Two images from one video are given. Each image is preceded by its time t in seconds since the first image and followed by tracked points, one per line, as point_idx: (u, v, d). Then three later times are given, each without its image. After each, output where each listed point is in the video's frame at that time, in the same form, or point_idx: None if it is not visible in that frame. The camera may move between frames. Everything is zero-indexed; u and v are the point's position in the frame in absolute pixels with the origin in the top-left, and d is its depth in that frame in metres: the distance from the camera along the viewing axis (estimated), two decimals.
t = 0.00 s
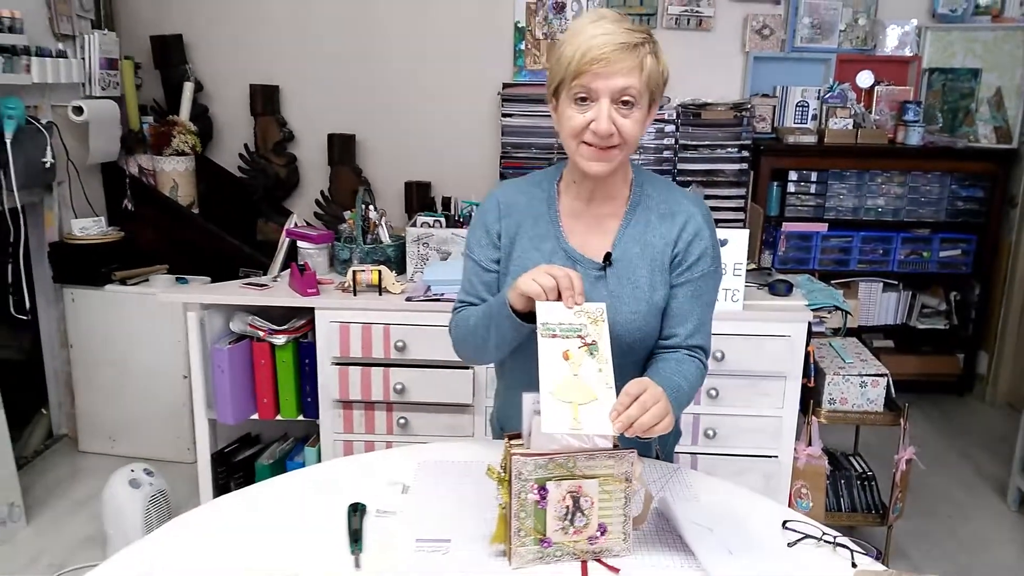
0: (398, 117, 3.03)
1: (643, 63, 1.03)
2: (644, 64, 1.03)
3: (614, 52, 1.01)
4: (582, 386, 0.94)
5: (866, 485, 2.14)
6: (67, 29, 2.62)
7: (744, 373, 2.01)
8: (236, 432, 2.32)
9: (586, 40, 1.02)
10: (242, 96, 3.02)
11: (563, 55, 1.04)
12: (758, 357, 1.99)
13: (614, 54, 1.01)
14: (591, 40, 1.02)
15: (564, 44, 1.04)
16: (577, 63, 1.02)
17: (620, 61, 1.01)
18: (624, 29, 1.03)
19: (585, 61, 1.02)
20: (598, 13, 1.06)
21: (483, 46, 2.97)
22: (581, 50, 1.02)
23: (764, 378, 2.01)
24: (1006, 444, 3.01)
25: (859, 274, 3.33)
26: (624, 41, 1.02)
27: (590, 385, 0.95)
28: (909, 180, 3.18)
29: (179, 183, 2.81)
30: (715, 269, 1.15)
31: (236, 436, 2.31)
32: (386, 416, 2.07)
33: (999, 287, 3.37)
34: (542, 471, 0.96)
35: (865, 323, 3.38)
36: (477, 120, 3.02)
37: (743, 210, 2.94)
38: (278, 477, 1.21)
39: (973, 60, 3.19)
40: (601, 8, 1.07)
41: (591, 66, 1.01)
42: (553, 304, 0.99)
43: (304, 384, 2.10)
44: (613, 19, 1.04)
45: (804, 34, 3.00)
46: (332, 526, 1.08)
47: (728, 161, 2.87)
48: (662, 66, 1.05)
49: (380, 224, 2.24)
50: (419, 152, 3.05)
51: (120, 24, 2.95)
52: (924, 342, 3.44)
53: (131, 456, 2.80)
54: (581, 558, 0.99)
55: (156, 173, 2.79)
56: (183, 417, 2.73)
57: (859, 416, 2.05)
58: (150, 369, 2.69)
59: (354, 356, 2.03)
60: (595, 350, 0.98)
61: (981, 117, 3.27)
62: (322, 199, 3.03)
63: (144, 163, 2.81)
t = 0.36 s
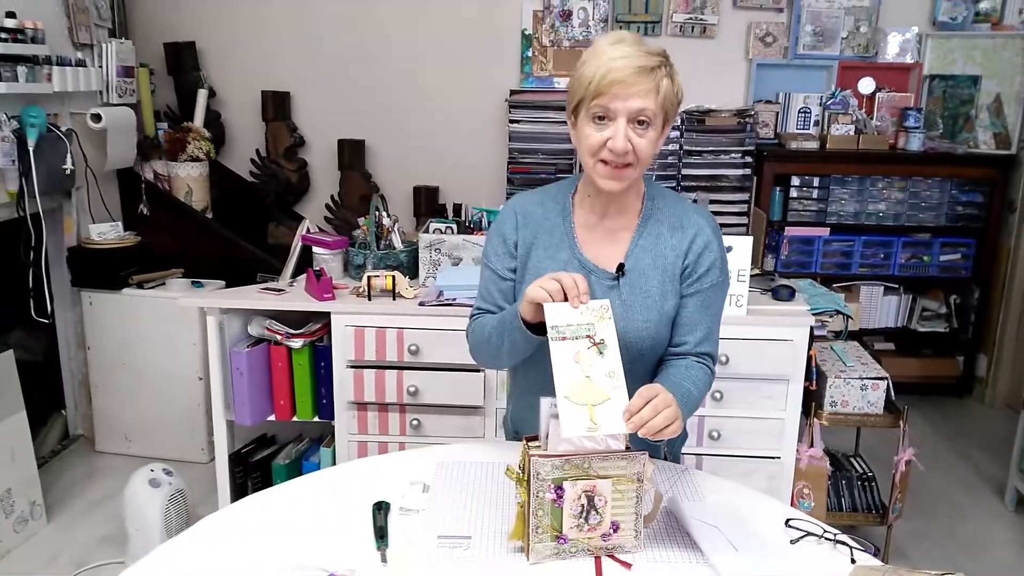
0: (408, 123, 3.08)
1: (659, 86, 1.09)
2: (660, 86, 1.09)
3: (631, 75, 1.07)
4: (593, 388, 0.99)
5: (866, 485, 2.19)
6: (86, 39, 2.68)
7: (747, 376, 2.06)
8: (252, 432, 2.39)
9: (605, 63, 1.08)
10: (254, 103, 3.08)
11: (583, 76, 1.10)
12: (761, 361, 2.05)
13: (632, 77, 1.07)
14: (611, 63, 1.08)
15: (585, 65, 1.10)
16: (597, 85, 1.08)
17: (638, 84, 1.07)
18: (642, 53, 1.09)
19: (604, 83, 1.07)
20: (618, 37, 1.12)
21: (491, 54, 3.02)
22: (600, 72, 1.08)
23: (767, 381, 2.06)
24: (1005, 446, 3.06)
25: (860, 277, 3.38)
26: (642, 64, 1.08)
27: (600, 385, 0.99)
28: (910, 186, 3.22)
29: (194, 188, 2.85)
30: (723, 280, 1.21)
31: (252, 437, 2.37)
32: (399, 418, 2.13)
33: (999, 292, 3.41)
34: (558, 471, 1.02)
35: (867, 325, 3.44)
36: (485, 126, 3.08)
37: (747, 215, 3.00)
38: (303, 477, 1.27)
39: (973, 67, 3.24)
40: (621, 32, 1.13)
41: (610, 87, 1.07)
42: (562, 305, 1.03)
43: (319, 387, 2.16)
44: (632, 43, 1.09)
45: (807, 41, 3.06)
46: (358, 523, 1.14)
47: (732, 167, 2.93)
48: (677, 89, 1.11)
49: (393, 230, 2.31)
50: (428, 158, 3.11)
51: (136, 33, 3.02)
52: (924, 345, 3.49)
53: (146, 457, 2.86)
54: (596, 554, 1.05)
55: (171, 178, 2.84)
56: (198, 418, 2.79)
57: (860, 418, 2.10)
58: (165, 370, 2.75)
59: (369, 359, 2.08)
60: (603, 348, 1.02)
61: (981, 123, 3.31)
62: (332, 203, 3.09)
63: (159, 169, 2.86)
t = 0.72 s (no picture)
0: (409, 126, 3.14)
1: (657, 98, 1.14)
2: (658, 98, 1.14)
3: (631, 90, 1.12)
4: (595, 374, 1.04)
5: (858, 479, 2.25)
6: (93, 44, 2.74)
7: (742, 373, 2.12)
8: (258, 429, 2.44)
9: (606, 77, 1.13)
10: (258, 106, 3.13)
11: (584, 88, 1.15)
12: (755, 358, 2.10)
13: (631, 91, 1.12)
14: (611, 77, 1.13)
15: (587, 78, 1.15)
16: (598, 98, 1.13)
17: (637, 98, 1.12)
18: (641, 67, 1.14)
19: (605, 97, 1.13)
20: (618, 49, 1.17)
21: (491, 58, 3.07)
22: (601, 86, 1.13)
23: (761, 378, 2.12)
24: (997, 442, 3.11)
25: (854, 276, 3.43)
26: (641, 78, 1.13)
27: (601, 373, 1.04)
28: (903, 186, 3.28)
29: (198, 190, 2.92)
30: (717, 279, 1.26)
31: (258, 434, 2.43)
32: (402, 414, 2.18)
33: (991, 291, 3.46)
34: (559, 461, 1.07)
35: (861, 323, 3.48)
36: (485, 129, 3.13)
37: (742, 216, 3.05)
38: (315, 469, 1.32)
39: (966, 70, 3.28)
40: (621, 44, 1.18)
41: (610, 101, 1.12)
42: (561, 298, 1.08)
43: (324, 384, 2.22)
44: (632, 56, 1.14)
45: (801, 45, 3.11)
46: (367, 512, 1.19)
47: (727, 168, 2.99)
48: (674, 100, 1.17)
49: (396, 232, 2.36)
50: (428, 160, 3.16)
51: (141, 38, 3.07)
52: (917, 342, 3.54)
53: (153, 454, 2.91)
54: (594, 540, 1.10)
55: (176, 181, 2.91)
56: (203, 416, 2.84)
57: (852, 413, 2.16)
58: (172, 368, 2.80)
59: (373, 357, 2.14)
60: (602, 338, 1.07)
61: (973, 125, 3.35)
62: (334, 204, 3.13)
63: (165, 171, 2.93)
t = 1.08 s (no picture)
0: (394, 121, 3.15)
1: (641, 97, 1.16)
2: (641, 96, 1.16)
3: (616, 88, 1.14)
4: (582, 353, 1.07)
5: (837, 467, 2.29)
6: (77, 40, 2.73)
7: (723, 363, 2.15)
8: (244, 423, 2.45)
9: (591, 74, 1.15)
10: (242, 102, 3.13)
11: (570, 84, 1.16)
12: (736, 348, 2.13)
13: (617, 90, 1.14)
14: (597, 74, 1.14)
15: (573, 73, 1.17)
16: (583, 95, 1.15)
17: (620, 96, 1.14)
18: (626, 65, 1.15)
19: (590, 94, 1.14)
20: (603, 45, 1.18)
21: (475, 54, 3.09)
22: (586, 83, 1.14)
23: (742, 368, 2.15)
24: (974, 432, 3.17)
25: (834, 270, 3.48)
26: (625, 76, 1.15)
27: (588, 351, 1.07)
28: (882, 181, 3.33)
29: (182, 186, 2.91)
30: (695, 266, 1.30)
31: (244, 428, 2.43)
32: (387, 407, 2.20)
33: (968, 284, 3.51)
34: (542, 444, 1.09)
35: (841, 316, 3.55)
36: (469, 125, 3.15)
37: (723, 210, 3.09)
38: (302, 458, 1.33)
39: (943, 66, 3.33)
40: (606, 39, 1.19)
41: (595, 98, 1.14)
42: (542, 281, 1.10)
43: (310, 377, 2.23)
44: (618, 53, 1.16)
45: (782, 41, 3.15)
46: (354, 498, 1.20)
47: (709, 163, 3.02)
48: (656, 98, 1.19)
49: (381, 226, 2.38)
50: (413, 156, 3.18)
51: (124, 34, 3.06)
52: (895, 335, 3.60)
53: (138, 450, 2.91)
54: (578, 522, 1.12)
55: (160, 176, 2.90)
56: (189, 411, 2.84)
57: (831, 402, 2.20)
58: (157, 364, 2.80)
59: (359, 350, 2.15)
60: (585, 318, 1.10)
61: (950, 119, 3.40)
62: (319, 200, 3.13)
63: (148, 167, 2.91)
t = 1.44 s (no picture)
0: (377, 120, 3.14)
1: (626, 100, 1.16)
2: (626, 99, 1.16)
3: (601, 93, 1.13)
4: (578, 339, 1.07)
5: (819, 461, 2.32)
6: (57, 37, 2.70)
7: (707, 359, 2.17)
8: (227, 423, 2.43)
9: (577, 78, 1.14)
10: (224, 100, 3.11)
11: (556, 86, 1.16)
12: (719, 344, 2.15)
13: (601, 94, 1.14)
14: (583, 79, 1.14)
15: (558, 75, 1.16)
16: (568, 99, 1.14)
17: (606, 101, 1.14)
18: (611, 68, 1.15)
19: (575, 99, 1.14)
20: (590, 44, 1.17)
21: (459, 52, 3.09)
22: (571, 87, 1.14)
23: (725, 363, 2.17)
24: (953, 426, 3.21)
25: (815, 267, 3.51)
26: (611, 80, 1.14)
27: (582, 337, 1.08)
28: (862, 178, 3.36)
29: (164, 185, 2.88)
30: (679, 260, 1.30)
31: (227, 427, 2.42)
32: (372, 405, 2.19)
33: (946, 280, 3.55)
34: (528, 438, 1.09)
35: (822, 313, 3.57)
36: (453, 123, 3.14)
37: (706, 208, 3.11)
38: (287, 455, 1.32)
39: (922, 64, 3.36)
40: (592, 39, 1.18)
41: (580, 103, 1.14)
42: (527, 272, 1.12)
43: (293, 375, 2.22)
44: (603, 55, 1.15)
45: (764, 40, 3.18)
46: (339, 495, 1.20)
47: (692, 160, 3.04)
48: (641, 99, 1.19)
49: (365, 224, 2.38)
50: (396, 154, 3.17)
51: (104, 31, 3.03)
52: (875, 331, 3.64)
53: (119, 451, 2.88)
54: (564, 515, 1.13)
55: (141, 175, 2.87)
56: (171, 411, 2.82)
57: (813, 397, 2.22)
58: (138, 364, 2.78)
59: (343, 348, 2.15)
60: (572, 307, 1.11)
61: (929, 117, 3.43)
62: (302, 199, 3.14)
63: (128, 166, 2.87)
